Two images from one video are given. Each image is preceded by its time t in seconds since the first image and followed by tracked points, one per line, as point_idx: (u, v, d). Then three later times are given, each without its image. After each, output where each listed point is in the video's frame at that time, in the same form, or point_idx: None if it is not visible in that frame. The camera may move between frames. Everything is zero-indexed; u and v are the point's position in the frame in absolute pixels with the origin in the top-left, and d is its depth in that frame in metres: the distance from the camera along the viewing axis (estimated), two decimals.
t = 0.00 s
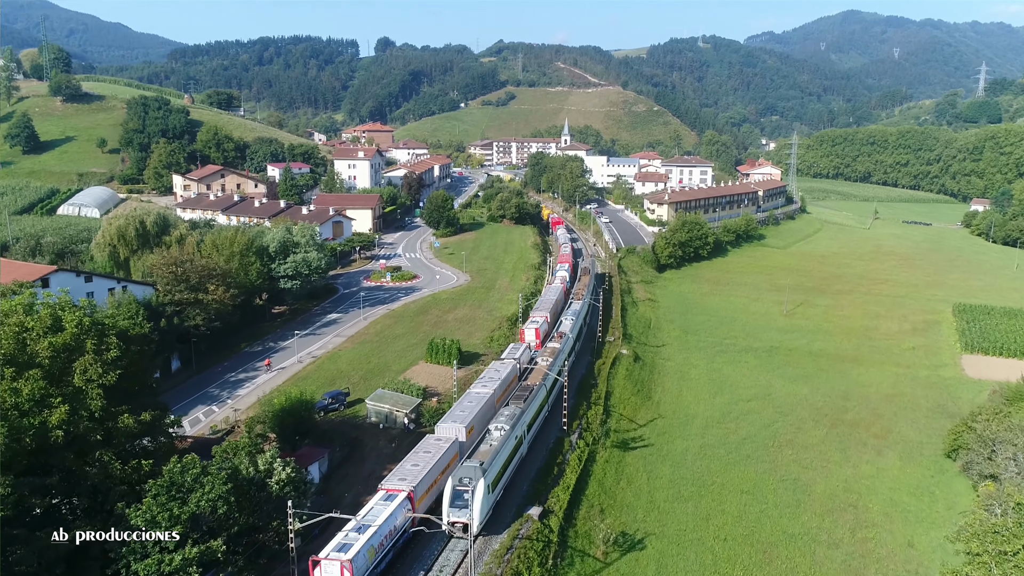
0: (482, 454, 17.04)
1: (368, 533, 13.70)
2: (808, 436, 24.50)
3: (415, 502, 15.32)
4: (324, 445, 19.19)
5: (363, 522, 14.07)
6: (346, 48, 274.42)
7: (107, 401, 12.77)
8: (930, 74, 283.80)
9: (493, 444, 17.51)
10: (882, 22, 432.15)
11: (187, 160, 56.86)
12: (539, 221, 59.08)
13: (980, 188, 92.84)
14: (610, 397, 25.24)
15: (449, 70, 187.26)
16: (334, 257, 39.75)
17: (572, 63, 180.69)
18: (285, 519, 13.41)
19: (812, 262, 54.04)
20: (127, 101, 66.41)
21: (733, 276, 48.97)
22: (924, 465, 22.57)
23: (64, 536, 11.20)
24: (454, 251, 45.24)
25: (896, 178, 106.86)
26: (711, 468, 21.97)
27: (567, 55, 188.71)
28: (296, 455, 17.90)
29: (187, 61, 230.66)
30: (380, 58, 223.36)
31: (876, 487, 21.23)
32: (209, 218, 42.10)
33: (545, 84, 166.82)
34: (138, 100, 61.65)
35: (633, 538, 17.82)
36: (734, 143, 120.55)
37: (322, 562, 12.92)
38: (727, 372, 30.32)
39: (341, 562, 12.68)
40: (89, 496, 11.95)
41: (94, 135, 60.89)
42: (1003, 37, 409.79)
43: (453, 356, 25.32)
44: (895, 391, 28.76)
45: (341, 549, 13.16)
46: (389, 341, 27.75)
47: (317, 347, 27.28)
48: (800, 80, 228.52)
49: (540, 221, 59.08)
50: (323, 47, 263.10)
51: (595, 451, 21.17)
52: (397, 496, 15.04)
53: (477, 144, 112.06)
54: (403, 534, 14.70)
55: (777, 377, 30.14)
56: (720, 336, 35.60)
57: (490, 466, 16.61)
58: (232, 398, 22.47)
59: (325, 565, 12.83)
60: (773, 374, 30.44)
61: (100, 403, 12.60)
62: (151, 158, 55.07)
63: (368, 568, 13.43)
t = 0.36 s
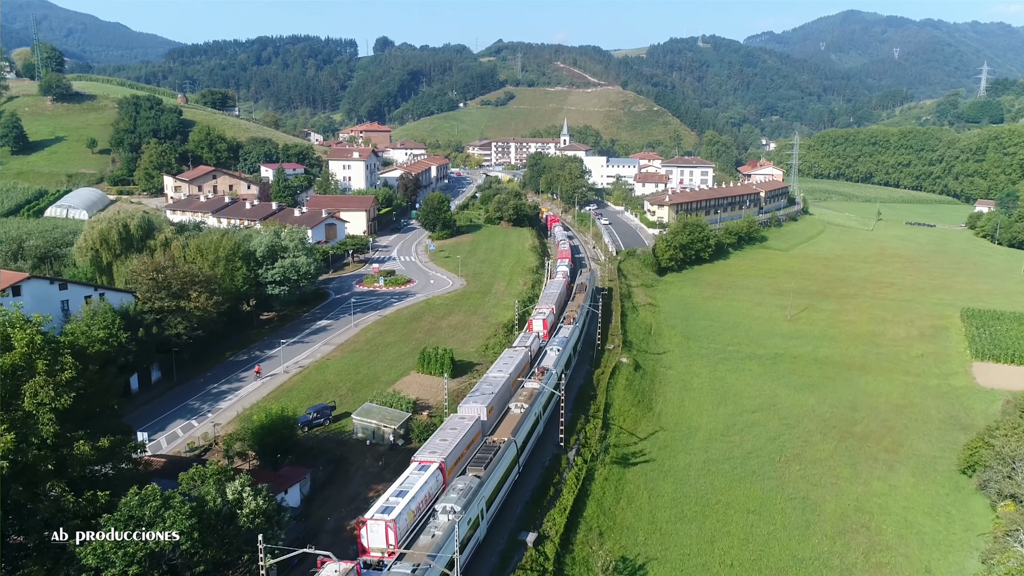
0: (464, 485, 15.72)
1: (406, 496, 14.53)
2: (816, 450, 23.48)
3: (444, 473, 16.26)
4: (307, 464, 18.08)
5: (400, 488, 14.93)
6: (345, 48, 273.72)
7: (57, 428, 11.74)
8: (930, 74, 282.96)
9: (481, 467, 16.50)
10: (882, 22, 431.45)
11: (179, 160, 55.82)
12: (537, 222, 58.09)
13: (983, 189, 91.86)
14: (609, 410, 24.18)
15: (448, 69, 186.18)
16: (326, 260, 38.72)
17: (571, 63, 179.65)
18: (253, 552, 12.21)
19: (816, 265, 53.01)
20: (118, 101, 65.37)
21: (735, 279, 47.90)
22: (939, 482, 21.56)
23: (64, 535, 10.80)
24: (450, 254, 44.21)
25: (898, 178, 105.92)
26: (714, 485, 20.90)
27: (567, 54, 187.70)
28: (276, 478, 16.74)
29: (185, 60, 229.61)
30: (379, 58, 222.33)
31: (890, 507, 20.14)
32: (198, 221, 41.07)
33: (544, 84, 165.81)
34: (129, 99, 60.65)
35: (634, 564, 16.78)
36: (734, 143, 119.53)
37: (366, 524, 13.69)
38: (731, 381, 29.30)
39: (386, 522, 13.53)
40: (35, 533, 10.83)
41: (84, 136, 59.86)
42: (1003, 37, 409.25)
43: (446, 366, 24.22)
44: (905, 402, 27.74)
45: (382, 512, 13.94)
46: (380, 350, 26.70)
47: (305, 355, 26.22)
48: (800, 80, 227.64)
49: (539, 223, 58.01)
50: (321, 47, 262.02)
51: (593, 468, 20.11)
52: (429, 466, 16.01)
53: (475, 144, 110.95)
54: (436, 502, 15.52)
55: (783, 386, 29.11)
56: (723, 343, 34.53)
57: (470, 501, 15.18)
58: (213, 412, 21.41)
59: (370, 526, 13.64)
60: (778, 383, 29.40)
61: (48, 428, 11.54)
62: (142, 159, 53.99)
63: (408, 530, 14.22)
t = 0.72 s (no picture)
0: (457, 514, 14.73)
1: (440, 464, 15.79)
2: (826, 465, 22.51)
3: (471, 447, 17.51)
4: (291, 484, 17.13)
5: (435, 459, 16.24)
6: (344, 47, 272.78)
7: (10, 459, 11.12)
8: (930, 74, 282.08)
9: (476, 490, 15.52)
10: (882, 22, 430.55)
11: (171, 161, 54.86)
12: (536, 224, 57.13)
13: (986, 190, 90.98)
14: (609, 422, 23.18)
15: (447, 69, 185.12)
16: (319, 264, 37.73)
17: (571, 62, 178.73)
18: None
19: (820, 268, 52.10)
20: (111, 100, 64.41)
21: (738, 282, 46.95)
22: (955, 500, 20.59)
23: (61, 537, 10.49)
24: (447, 257, 43.25)
25: (900, 179, 105.02)
26: (720, 503, 19.91)
27: (566, 54, 186.71)
28: (257, 500, 15.74)
29: (183, 59, 228.62)
30: (377, 58, 221.29)
31: (905, 529, 19.15)
32: (188, 223, 40.10)
33: (543, 83, 164.82)
34: (121, 98, 59.69)
35: None
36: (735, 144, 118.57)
37: (405, 489, 15.00)
38: (735, 390, 28.34)
39: (425, 487, 14.79)
40: None
41: (75, 136, 58.90)
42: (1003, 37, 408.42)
43: (439, 377, 23.23)
44: (916, 411, 26.78)
45: (421, 477, 15.30)
46: (371, 359, 25.71)
47: (293, 364, 25.25)
48: (801, 80, 226.74)
49: (537, 224, 57.06)
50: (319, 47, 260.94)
51: (593, 487, 19.13)
52: (457, 440, 17.26)
53: (473, 144, 109.94)
54: (465, 472, 16.79)
55: (789, 395, 28.16)
56: (727, 349, 33.58)
57: (455, 542, 13.93)
58: (194, 426, 20.43)
59: (409, 491, 14.90)
60: (784, 392, 28.44)
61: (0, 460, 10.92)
62: (133, 159, 53.02)
63: (442, 495, 15.52)
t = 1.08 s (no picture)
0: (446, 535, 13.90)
1: (468, 438, 17.14)
2: (836, 480, 21.57)
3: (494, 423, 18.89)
4: (275, 505, 16.23)
5: (462, 433, 17.56)
6: (343, 47, 271.83)
7: None
8: (931, 74, 281.18)
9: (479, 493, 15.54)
10: (881, 22, 429.64)
11: (164, 162, 53.93)
12: (535, 225, 56.24)
13: (990, 190, 90.04)
14: (611, 435, 22.27)
15: (446, 68, 184.08)
16: (312, 268, 36.81)
17: (570, 62, 177.81)
18: None
19: (824, 270, 51.17)
20: (104, 100, 63.52)
21: (740, 285, 46.02)
22: (974, 518, 19.70)
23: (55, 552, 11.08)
24: (443, 260, 42.34)
25: (902, 180, 104.14)
26: (727, 522, 18.95)
27: (566, 54, 185.72)
28: (236, 523, 14.84)
29: (182, 58, 227.68)
30: (375, 58, 220.31)
31: (921, 550, 18.21)
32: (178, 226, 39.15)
33: (543, 83, 163.84)
34: (114, 98, 58.79)
35: None
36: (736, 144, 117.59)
37: (439, 459, 16.49)
38: (740, 399, 27.40)
39: (456, 457, 16.25)
40: None
41: (67, 136, 57.99)
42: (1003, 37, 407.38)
43: (433, 387, 22.28)
44: (928, 422, 25.87)
45: (452, 449, 16.68)
46: (363, 368, 24.77)
47: (283, 374, 24.27)
48: (801, 80, 225.83)
49: (537, 226, 56.16)
50: (318, 46, 259.86)
51: (594, 506, 18.19)
52: (482, 417, 18.57)
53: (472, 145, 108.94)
54: (491, 445, 18.18)
55: (796, 404, 27.24)
56: (731, 355, 32.63)
57: (449, 566, 13.04)
58: (177, 440, 19.49)
59: (442, 460, 16.40)
60: (791, 401, 27.52)
61: None
62: (125, 160, 52.09)
63: (472, 465, 16.98)
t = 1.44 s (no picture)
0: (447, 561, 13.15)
1: (494, 412, 18.22)
2: (848, 494, 20.74)
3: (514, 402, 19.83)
4: (259, 526, 15.37)
5: (486, 409, 18.57)
6: (343, 46, 270.90)
7: None
8: (931, 74, 280.54)
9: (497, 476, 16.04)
10: (882, 22, 428.63)
11: (157, 162, 53.03)
12: (535, 227, 55.37)
13: (993, 190, 89.17)
14: (613, 448, 21.42)
15: (445, 68, 183.11)
16: (306, 271, 35.90)
17: (570, 62, 176.94)
18: None
19: (828, 273, 50.31)
20: (97, 99, 62.63)
21: (744, 288, 45.15)
22: (992, 537, 18.96)
23: None
24: (441, 263, 41.40)
25: (904, 180, 103.34)
26: (735, 541, 18.08)
27: (566, 54, 184.84)
28: (216, 549, 13.93)
29: (180, 58, 226.21)
30: (374, 57, 219.46)
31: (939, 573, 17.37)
32: (169, 227, 38.24)
33: (542, 83, 162.95)
34: (107, 97, 57.91)
35: None
36: (736, 145, 116.74)
37: (465, 433, 17.50)
38: (747, 408, 26.55)
39: (484, 429, 17.28)
40: None
41: (58, 136, 57.10)
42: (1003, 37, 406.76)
43: (428, 398, 21.40)
44: (941, 432, 25.02)
45: (479, 423, 17.71)
46: (356, 377, 23.87)
47: (272, 383, 23.39)
48: (801, 80, 224.97)
49: (536, 227, 55.26)
50: (317, 45, 258.89)
51: (596, 525, 17.29)
52: (502, 396, 19.52)
53: (471, 144, 107.98)
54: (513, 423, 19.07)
55: (804, 413, 26.40)
56: (736, 361, 31.78)
57: None
58: (158, 455, 18.63)
59: (470, 434, 17.42)
60: (799, 410, 26.66)
61: None
62: (117, 160, 51.22)
63: (498, 439, 17.95)
